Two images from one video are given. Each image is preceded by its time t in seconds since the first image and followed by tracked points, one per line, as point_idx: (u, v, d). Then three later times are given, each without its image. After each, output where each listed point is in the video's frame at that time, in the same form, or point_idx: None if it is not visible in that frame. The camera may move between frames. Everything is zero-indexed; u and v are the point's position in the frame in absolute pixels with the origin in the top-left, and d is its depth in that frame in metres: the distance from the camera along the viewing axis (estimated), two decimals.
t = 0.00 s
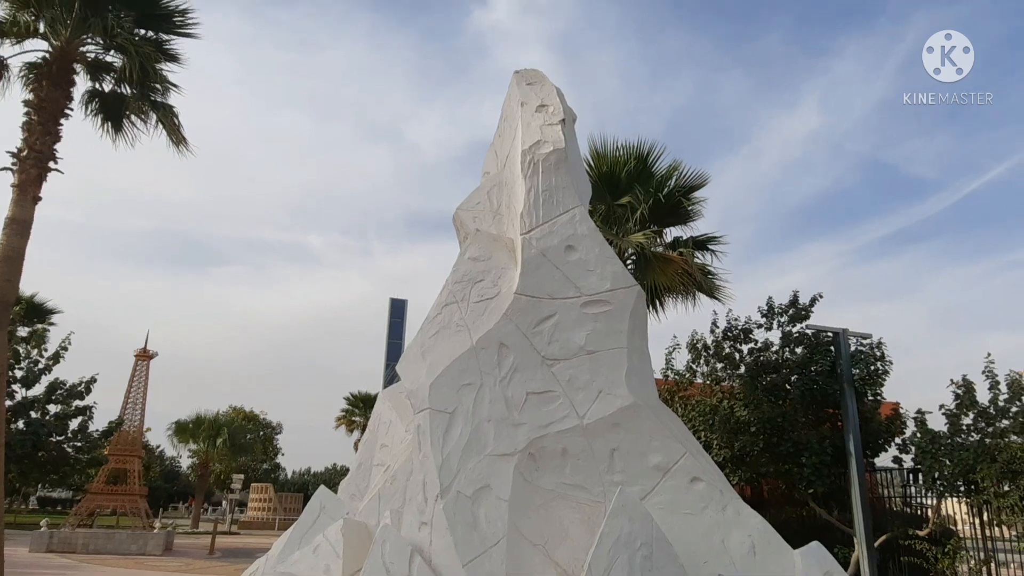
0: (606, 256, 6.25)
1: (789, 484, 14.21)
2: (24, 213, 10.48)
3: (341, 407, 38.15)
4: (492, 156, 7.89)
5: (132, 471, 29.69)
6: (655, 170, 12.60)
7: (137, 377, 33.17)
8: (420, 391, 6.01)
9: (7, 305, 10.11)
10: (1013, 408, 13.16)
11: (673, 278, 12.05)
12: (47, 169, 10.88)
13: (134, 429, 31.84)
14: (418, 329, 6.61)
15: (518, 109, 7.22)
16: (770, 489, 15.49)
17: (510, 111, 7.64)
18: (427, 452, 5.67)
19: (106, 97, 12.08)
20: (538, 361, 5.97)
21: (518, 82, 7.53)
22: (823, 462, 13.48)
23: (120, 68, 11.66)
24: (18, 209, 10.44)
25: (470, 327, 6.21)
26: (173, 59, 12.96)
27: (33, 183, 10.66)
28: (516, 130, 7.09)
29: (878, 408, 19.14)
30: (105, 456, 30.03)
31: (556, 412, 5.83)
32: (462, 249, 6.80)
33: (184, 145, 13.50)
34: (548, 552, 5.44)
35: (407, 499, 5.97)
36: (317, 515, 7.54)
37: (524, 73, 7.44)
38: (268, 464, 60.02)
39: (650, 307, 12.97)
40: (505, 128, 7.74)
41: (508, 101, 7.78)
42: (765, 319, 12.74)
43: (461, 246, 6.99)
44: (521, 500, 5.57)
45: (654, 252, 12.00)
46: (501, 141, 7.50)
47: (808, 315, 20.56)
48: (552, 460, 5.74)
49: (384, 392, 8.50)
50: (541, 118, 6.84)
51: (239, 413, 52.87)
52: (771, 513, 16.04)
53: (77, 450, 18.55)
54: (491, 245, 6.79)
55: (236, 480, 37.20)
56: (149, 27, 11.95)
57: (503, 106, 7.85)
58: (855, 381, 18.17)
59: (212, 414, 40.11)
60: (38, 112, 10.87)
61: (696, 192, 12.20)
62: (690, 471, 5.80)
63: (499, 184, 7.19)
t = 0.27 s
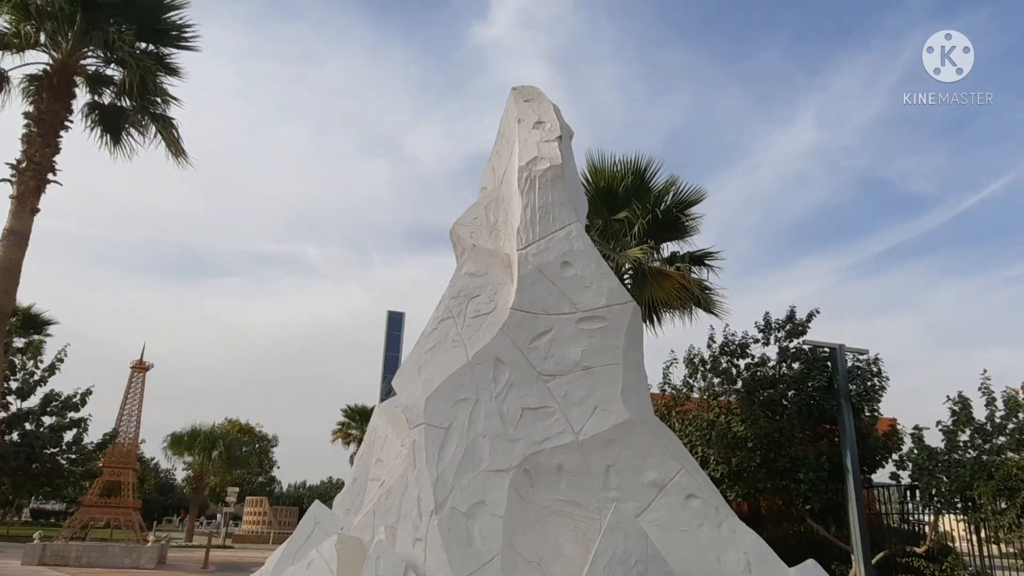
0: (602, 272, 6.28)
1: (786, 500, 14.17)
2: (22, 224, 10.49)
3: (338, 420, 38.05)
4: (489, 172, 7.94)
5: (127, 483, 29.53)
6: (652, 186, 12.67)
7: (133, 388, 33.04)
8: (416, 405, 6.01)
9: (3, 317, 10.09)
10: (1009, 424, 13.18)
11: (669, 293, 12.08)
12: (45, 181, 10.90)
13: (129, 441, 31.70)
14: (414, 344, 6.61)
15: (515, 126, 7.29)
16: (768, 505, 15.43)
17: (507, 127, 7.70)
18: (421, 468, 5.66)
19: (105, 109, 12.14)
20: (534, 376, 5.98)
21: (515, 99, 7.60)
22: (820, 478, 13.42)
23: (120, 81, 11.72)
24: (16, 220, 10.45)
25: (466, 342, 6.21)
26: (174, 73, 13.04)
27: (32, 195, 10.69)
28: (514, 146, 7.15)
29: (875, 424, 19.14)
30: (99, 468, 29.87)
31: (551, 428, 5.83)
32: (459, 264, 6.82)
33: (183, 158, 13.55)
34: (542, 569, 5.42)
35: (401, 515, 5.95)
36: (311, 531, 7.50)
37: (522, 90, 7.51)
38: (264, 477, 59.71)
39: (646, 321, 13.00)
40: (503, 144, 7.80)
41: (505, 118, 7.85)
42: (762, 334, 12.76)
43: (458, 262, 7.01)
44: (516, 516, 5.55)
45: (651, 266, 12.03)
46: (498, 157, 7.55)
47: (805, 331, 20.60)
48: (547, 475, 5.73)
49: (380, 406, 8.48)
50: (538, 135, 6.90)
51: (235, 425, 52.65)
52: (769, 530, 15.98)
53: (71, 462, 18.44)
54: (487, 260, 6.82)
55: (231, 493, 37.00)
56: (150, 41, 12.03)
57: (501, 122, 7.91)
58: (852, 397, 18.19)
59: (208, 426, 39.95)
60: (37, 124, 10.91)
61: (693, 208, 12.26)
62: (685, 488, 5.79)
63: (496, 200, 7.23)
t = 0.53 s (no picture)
0: (597, 279, 6.30)
1: (783, 507, 14.16)
2: (19, 228, 10.49)
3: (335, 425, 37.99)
4: (486, 179, 7.97)
5: (122, 489, 29.46)
6: (649, 193, 12.71)
7: (129, 393, 32.97)
8: (411, 412, 6.01)
9: None
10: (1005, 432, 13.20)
11: (666, 299, 12.10)
12: (43, 185, 10.92)
13: (125, 446, 31.62)
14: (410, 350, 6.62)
15: (512, 133, 7.32)
16: (764, 512, 15.43)
17: (504, 135, 7.73)
18: (417, 474, 5.66)
19: (104, 114, 12.17)
20: (529, 383, 5.99)
21: (512, 107, 7.63)
22: (817, 485, 13.42)
23: (118, 86, 11.74)
24: (13, 225, 10.45)
25: (462, 349, 6.22)
26: (173, 78, 13.07)
27: (30, 200, 10.70)
28: (510, 153, 7.18)
29: (871, 431, 19.16)
30: (95, 473, 29.78)
31: (546, 435, 5.84)
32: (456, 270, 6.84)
33: (182, 163, 13.57)
34: None
35: (396, 522, 5.94)
36: (306, 537, 7.48)
37: (519, 97, 7.55)
38: (260, 482, 59.54)
39: (643, 328, 13.02)
40: (499, 151, 7.83)
41: (502, 125, 7.88)
42: (758, 340, 12.77)
43: (454, 268, 7.02)
44: (511, 523, 5.55)
45: (648, 273, 12.06)
46: (495, 164, 7.58)
47: (802, 338, 20.64)
48: (542, 482, 5.74)
49: (376, 412, 8.48)
50: (534, 143, 6.92)
51: (232, 431, 52.52)
52: (765, 536, 15.99)
53: (67, 468, 18.37)
54: (483, 267, 6.83)
55: (227, 498, 36.89)
56: (149, 46, 12.07)
57: (498, 129, 7.95)
58: (849, 404, 18.22)
59: (204, 431, 39.87)
60: (35, 129, 10.93)
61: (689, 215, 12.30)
62: (680, 495, 5.80)
63: (492, 207, 7.25)
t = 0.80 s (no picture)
0: (594, 279, 6.29)
1: (780, 508, 14.18)
2: (15, 228, 10.46)
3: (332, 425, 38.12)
4: (483, 179, 7.96)
5: (119, 490, 29.46)
6: (647, 193, 12.71)
7: (126, 393, 32.91)
8: (408, 412, 6.00)
9: None
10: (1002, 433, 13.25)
11: (664, 300, 12.10)
12: (40, 185, 10.89)
13: (121, 446, 31.57)
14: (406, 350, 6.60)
15: (509, 133, 7.31)
16: (762, 512, 15.45)
17: (501, 135, 7.73)
18: (413, 474, 5.66)
19: (101, 114, 12.14)
20: (526, 383, 5.98)
21: (509, 107, 7.63)
22: (815, 485, 13.43)
23: (116, 86, 11.72)
24: (9, 224, 10.42)
25: (458, 348, 6.20)
26: (170, 78, 13.05)
27: (26, 199, 10.67)
28: (507, 153, 7.18)
29: (868, 432, 19.20)
30: (91, 474, 29.73)
31: (543, 435, 5.83)
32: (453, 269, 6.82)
33: (179, 162, 13.55)
34: None
35: (393, 521, 5.93)
36: (302, 537, 7.47)
37: (516, 97, 7.55)
38: (257, 482, 59.49)
39: (641, 329, 13.02)
40: (496, 151, 7.82)
41: (499, 125, 7.88)
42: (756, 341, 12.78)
43: (451, 268, 7.01)
44: (507, 522, 5.54)
45: (645, 274, 12.06)
46: (492, 164, 7.57)
47: (799, 338, 20.69)
48: (539, 482, 5.73)
49: (372, 412, 8.47)
50: (531, 142, 6.92)
51: (229, 431, 52.48)
52: (763, 537, 16.00)
53: (62, 468, 18.31)
54: (480, 267, 6.82)
55: (223, 499, 36.84)
56: (146, 46, 12.06)
57: (495, 129, 7.94)
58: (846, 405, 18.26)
59: (201, 432, 39.82)
60: (32, 128, 10.90)
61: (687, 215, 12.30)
62: (677, 495, 5.80)
63: (489, 207, 7.24)
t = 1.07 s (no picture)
0: (591, 272, 6.26)
1: (777, 503, 14.20)
2: (10, 223, 10.39)
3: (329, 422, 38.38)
4: (480, 172, 7.92)
5: (114, 487, 29.42)
6: (644, 188, 12.68)
7: (122, 389, 32.84)
8: (404, 405, 5.97)
9: None
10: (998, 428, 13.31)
11: (661, 295, 12.09)
12: (35, 180, 10.83)
13: (118, 443, 31.53)
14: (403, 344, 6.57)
15: (505, 126, 7.27)
16: (759, 508, 15.46)
17: (497, 128, 7.69)
18: (409, 467, 5.63)
19: (97, 109, 12.07)
20: (522, 376, 5.96)
21: (505, 100, 7.59)
22: (812, 480, 13.46)
23: (111, 81, 11.65)
24: (4, 219, 10.36)
25: (455, 341, 6.17)
26: (166, 73, 12.98)
27: (21, 194, 10.61)
28: (504, 146, 7.14)
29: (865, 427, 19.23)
30: (87, 471, 29.69)
31: (540, 428, 5.81)
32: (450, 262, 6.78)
33: (175, 158, 13.48)
34: (529, 569, 5.39)
35: (389, 515, 5.91)
36: (299, 531, 7.45)
37: (512, 90, 7.51)
38: (254, 479, 59.49)
39: (638, 324, 13.01)
40: (493, 144, 7.78)
41: (496, 118, 7.84)
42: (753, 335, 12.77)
43: (447, 261, 6.97)
44: (504, 516, 5.52)
45: (642, 269, 12.04)
46: (489, 157, 7.53)
47: (796, 333, 20.73)
48: (536, 475, 5.71)
49: (369, 407, 8.45)
50: (527, 135, 6.88)
51: (225, 428, 52.45)
52: (760, 532, 16.02)
53: (58, 464, 18.25)
54: (477, 260, 6.78)
55: (220, 495, 36.83)
56: (142, 40, 11.99)
57: (492, 123, 7.90)
58: (842, 400, 18.29)
59: (198, 428, 39.79)
60: (27, 123, 10.83)
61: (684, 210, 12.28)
62: (674, 488, 5.78)
63: (486, 200, 7.20)
